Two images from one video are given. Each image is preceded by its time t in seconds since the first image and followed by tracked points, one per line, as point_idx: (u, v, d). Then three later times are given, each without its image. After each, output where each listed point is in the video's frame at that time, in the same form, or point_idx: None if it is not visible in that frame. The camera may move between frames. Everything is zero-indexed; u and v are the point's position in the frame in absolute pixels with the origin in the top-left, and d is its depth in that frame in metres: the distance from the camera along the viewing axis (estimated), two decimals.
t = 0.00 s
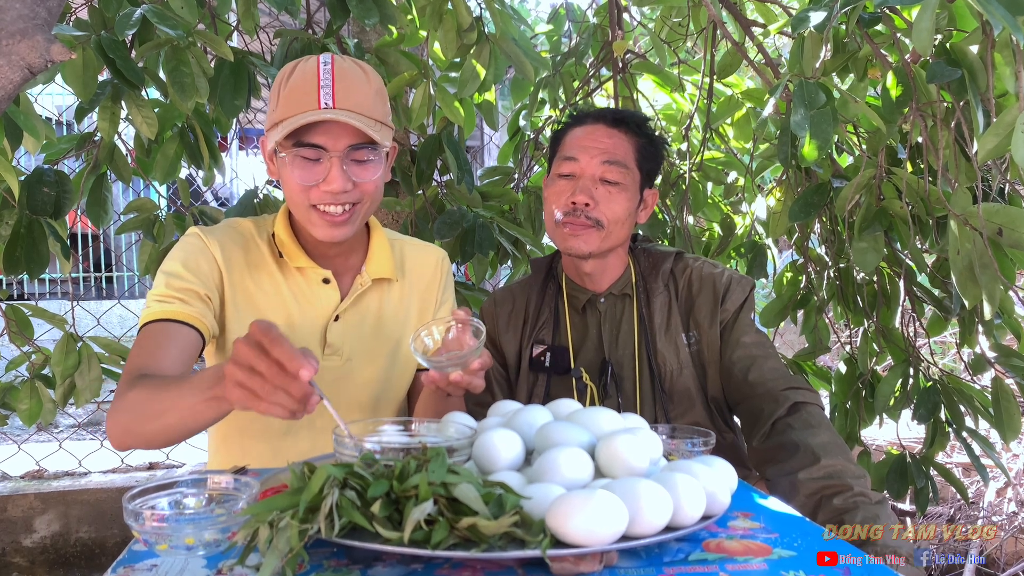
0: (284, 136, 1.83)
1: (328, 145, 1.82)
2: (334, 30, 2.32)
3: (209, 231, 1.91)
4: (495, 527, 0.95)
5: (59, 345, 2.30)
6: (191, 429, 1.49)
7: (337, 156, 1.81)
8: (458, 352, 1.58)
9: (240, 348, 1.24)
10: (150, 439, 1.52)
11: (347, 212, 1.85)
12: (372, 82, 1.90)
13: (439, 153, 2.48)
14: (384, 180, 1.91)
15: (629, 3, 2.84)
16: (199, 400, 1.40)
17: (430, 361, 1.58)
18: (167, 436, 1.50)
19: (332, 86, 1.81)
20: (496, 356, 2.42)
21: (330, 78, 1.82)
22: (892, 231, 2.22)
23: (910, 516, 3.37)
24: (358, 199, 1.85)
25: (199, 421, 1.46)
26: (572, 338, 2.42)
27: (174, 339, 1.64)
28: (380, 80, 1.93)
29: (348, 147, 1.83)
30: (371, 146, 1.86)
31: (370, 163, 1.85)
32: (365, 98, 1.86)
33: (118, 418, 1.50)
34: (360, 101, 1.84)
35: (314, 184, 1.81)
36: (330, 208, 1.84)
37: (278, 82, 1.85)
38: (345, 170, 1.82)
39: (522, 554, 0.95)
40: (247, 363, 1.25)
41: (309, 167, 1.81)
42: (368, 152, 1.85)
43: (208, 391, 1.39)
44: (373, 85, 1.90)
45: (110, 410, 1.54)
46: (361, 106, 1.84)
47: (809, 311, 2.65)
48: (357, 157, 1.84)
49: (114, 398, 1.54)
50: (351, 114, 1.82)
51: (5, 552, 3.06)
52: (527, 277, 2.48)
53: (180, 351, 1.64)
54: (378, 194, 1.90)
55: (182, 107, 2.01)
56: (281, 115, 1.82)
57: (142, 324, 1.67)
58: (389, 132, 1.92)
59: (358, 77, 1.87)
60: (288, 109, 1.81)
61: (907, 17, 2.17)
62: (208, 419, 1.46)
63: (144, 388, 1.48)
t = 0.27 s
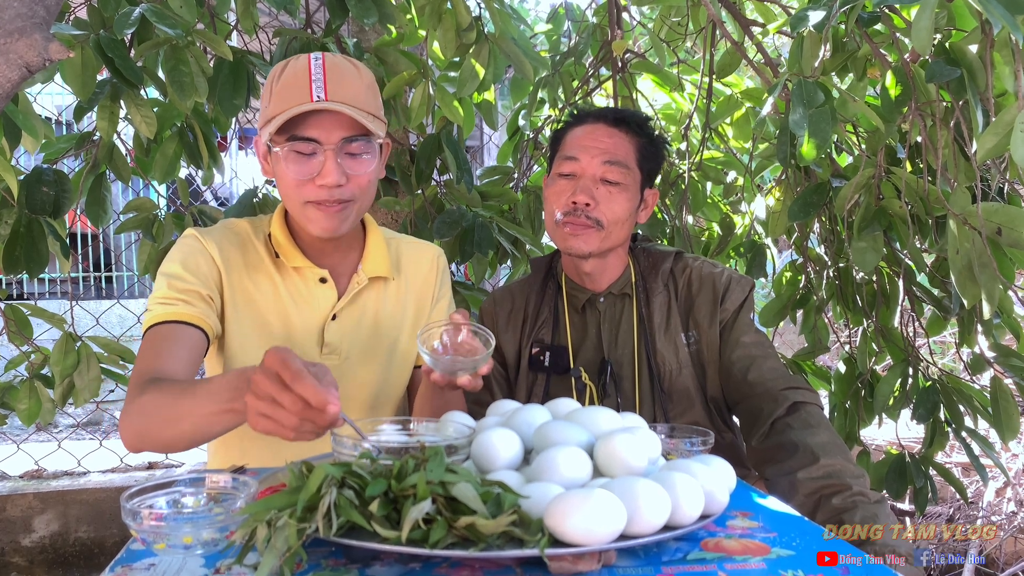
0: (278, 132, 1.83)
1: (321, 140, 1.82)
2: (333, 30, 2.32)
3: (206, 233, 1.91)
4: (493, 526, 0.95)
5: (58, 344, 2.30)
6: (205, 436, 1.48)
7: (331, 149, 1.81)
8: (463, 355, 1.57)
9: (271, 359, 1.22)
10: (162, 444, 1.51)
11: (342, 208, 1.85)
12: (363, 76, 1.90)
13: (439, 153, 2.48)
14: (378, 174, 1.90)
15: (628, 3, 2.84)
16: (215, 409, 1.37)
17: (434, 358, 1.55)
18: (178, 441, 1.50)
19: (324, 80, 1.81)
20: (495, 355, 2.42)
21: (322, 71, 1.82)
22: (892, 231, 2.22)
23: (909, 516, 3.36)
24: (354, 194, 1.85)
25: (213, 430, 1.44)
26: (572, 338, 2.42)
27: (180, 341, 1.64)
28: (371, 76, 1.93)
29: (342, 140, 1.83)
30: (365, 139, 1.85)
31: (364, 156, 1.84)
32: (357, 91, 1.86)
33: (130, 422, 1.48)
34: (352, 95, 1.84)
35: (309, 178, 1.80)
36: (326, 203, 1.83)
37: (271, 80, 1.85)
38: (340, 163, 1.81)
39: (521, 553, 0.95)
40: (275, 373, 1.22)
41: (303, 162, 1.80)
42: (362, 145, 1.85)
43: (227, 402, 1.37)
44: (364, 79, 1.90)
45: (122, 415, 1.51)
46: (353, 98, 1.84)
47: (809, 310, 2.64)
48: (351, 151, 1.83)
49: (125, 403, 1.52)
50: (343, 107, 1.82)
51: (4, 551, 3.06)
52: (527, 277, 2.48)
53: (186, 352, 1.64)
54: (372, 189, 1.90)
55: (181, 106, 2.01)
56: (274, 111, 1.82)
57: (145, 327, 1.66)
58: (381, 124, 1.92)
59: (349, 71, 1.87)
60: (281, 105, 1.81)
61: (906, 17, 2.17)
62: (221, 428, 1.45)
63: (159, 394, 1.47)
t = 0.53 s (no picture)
0: (278, 131, 1.83)
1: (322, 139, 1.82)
2: (334, 30, 2.32)
3: (204, 232, 1.91)
4: (493, 526, 0.95)
5: (58, 344, 2.30)
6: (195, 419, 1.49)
7: (332, 149, 1.81)
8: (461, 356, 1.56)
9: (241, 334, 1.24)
10: (153, 432, 1.53)
11: (342, 207, 1.85)
12: (363, 76, 1.90)
13: (439, 153, 2.48)
14: (378, 174, 1.90)
15: (628, 3, 2.84)
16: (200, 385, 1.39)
17: (435, 363, 1.55)
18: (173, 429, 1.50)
19: (325, 80, 1.82)
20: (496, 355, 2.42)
21: (323, 71, 1.82)
22: (892, 231, 2.22)
23: (909, 516, 3.36)
24: (353, 193, 1.85)
25: (201, 410, 1.45)
26: (573, 338, 2.42)
27: (177, 335, 1.65)
28: (371, 75, 1.93)
29: (342, 140, 1.83)
30: (365, 139, 1.85)
31: (365, 156, 1.84)
32: (357, 92, 1.86)
33: (122, 411, 1.51)
34: (353, 94, 1.84)
35: (310, 177, 1.80)
36: (326, 203, 1.84)
37: (272, 79, 1.85)
38: (340, 163, 1.81)
39: (521, 553, 0.95)
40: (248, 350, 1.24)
41: (303, 161, 1.80)
42: (362, 145, 1.85)
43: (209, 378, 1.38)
44: (365, 79, 1.90)
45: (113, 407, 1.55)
46: (354, 98, 1.85)
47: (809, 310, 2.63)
48: (351, 150, 1.83)
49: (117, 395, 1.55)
50: (344, 107, 1.82)
51: (5, 551, 3.06)
52: (528, 276, 2.48)
53: (181, 346, 1.64)
54: (372, 188, 1.90)
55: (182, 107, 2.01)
56: (275, 111, 1.81)
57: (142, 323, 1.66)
58: (381, 125, 1.92)
59: (349, 71, 1.87)
60: (281, 104, 1.81)
61: (906, 17, 2.17)
62: (209, 407, 1.46)
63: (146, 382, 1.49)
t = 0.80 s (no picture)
0: (276, 132, 1.83)
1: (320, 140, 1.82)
2: (334, 30, 2.32)
3: (204, 230, 1.92)
4: (494, 527, 0.95)
5: (59, 345, 2.30)
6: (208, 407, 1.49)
7: (330, 149, 1.81)
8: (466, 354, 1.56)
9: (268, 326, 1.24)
10: (161, 423, 1.52)
11: (340, 208, 1.85)
12: (362, 77, 1.90)
13: (440, 153, 2.48)
14: (376, 175, 1.90)
15: (628, 3, 2.84)
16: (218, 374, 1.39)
17: (447, 367, 1.57)
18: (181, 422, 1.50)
19: (323, 81, 1.82)
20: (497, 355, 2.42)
21: (320, 72, 1.82)
22: (892, 232, 2.22)
23: (910, 517, 3.37)
24: (351, 194, 1.85)
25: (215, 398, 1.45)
26: (574, 338, 2.42)
27: (181, 332, 1.65)
28: (370, 76, 1.93)
29: (340, 141, 1.83)
30: (363, 139, 1.85)
31: (362, 156, 1.84)
32: (355, 92, 1.86)
33: (132, 402, 1.51)
34: (351, 95, 1.84)
35: (307, 178, 1.80)
36: (323, 203, 1.84)
37: (270, 80, 1.85)
38: (338, 164, 1.81)
39: (522, 553, 0.95)
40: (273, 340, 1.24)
41: (301, 162, 1.80)
42: (360, 145, 1.85)
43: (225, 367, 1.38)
44: (363, 80, 1.90)
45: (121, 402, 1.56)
46: (352, 98, 1.85)
47: (809, 311, 2.65)
48: (349, 151, 1.83)
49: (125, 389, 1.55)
50: (342, 108, 1.82)
51: (5, 551, 3.06)
52: (529, 277, 2.48)
53: (185, 342, 1.65)
54: (370, 189, 1.90)
55: (183, 107, 2.02)
56: (273, 111, 1.82)
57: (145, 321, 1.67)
58: (379, 125, 1.92)
59: (347, 72, 1.87)
60: (280, 104, 1.81)
61: (906, 17, 2.17)
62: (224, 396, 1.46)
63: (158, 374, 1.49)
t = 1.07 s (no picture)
0: (277, 130, 1.83)
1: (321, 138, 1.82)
2: (334, 30, 2.32)
3: (205, 230, 1.91)
4: (494, 526, 0.95)
5: (58, 344, 2.30)
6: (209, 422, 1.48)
7: (330, 147, 1.81)
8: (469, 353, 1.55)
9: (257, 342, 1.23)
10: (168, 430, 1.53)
11: (341, 206, 1.85)
12: (362, 76, 1.90)
13: (440, 153, 2.48)
14: (376, 173, 1.90)
15: (628, 3, 2.84)
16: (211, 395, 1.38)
17: (451, 363, 1.57)
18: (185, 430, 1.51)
19: (324, 80, 1.82)
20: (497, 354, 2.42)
21: (321, 71, 1.82)
22: (892, 231, 2.22)
23: (910, 517, 3.37)
24: (352, 193, 1.85)
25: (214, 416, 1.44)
26: (574, 338, 2.42)
27: (188, 335, 1.66)
28: (370, 75, 1.93)
29: (340, 139, 1.83)
30: (364, 138, 1.85)
31: (363, 155, 1.84)
32: (355, 91, 1.86)
33: (138, 412, 1.51)
34: (352, 94, 1.84)
35: (308, 176, 1.80)
36: (324, 202, 1.84)
37: (271, 79, 1.85)
38: (339, 162, 1.81)
39: (522, 553, 0.95)
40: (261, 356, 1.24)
41: (301, 160, 1.80)
42: (361, 144, 1.85)
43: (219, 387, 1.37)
44: (363, 79, 1.90)
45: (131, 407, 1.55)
46: (352, 97, 1.84)
47: (809, 311, 2.65)
48: (350, 149, 1.83)
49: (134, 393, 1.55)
50: (343, 106, 1.82)
51: (5, 551, 3.06)
52: (529, 276, 2.48)
53: (191, 345, 1.66)
54: (370, 187, 1.90)
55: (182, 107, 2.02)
56: (274, 110, 1.82)
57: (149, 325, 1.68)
58: (379, 124, 1.92)
59: (348, 71, 1.87)
60: (281, 103, 1.81)
61: (906, 17, 2.17)
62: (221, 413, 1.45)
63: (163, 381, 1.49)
